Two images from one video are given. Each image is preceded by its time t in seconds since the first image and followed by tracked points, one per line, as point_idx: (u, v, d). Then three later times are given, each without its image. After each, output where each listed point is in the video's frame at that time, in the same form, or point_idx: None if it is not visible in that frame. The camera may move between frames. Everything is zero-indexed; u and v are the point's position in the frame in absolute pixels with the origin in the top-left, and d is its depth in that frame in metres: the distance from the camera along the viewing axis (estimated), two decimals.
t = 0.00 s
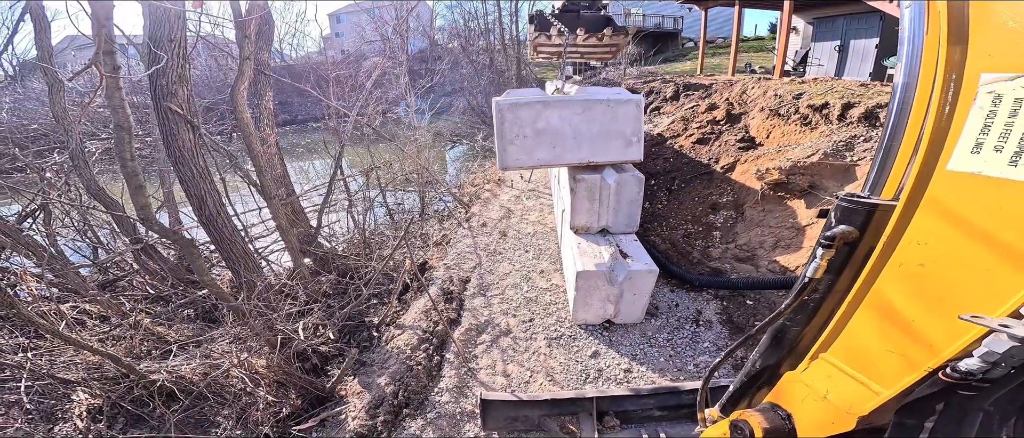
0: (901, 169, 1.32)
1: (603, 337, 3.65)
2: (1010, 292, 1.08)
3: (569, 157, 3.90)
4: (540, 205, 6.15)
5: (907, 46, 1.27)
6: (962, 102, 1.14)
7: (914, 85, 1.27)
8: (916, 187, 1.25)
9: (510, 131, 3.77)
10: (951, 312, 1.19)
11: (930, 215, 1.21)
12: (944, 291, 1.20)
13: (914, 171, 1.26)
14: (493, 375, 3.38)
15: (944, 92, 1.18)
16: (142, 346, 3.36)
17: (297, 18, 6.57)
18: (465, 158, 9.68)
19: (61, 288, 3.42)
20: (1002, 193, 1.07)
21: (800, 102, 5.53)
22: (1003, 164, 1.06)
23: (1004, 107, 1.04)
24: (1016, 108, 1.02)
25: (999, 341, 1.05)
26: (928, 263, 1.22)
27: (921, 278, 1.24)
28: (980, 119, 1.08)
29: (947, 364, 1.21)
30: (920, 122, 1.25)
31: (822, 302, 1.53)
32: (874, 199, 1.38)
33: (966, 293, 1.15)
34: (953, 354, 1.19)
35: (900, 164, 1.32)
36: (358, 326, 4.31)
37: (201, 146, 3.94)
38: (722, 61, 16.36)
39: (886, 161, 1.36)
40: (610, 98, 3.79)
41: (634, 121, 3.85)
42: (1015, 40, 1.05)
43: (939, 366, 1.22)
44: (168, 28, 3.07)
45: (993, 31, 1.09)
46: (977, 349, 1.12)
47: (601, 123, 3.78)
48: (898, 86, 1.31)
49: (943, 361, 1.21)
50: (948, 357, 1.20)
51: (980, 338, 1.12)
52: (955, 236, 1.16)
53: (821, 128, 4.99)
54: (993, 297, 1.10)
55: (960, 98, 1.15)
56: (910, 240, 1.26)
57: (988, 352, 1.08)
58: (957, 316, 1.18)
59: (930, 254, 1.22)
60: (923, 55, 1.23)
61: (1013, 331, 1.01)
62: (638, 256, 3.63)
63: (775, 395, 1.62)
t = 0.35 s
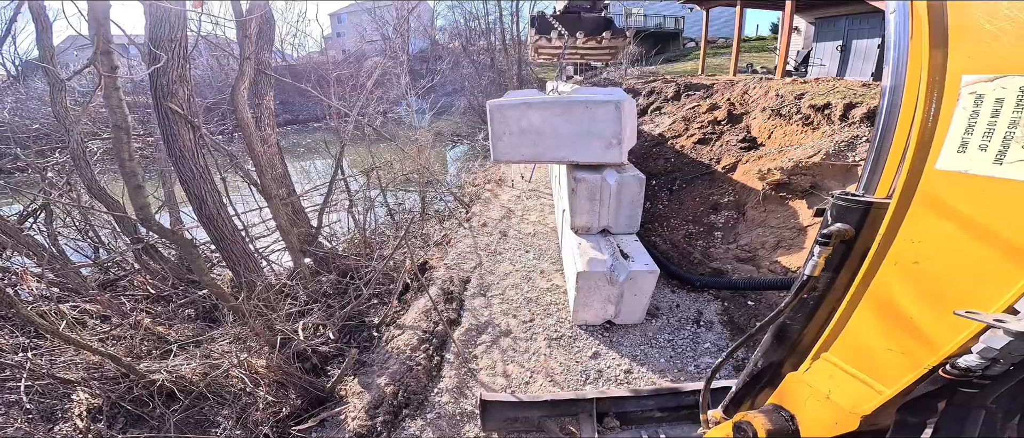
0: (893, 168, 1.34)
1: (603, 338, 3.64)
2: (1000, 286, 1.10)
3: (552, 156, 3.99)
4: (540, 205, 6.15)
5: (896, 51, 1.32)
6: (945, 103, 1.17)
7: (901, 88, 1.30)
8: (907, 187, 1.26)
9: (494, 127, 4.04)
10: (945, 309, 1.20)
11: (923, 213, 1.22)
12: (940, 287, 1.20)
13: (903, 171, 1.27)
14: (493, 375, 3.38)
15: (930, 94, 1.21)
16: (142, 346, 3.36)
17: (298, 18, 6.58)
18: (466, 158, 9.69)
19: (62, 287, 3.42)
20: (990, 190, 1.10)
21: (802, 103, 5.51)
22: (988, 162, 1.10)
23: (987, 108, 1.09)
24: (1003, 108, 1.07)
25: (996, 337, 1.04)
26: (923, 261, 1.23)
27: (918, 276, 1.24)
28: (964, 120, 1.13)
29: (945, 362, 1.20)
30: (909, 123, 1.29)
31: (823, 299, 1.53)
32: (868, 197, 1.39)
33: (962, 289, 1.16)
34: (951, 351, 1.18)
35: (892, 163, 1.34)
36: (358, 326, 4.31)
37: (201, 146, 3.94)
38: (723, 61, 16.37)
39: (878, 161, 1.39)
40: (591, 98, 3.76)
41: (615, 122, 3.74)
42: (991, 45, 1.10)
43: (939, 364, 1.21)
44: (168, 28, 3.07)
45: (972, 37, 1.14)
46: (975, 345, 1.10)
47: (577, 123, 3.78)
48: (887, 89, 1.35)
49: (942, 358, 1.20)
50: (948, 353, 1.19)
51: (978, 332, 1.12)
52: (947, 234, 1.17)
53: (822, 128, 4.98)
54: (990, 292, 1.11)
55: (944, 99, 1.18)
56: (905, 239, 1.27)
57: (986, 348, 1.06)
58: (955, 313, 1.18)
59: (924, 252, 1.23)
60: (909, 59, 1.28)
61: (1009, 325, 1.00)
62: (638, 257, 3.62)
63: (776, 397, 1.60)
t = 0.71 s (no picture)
0: (919, 171, 1.35)
1: (601, 340, 3.62)
2: None
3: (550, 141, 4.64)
4: (539, 205, 6.13)
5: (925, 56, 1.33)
6: (974, 106, 1.18)
7: (931, 92, 1.32)
8: (932, 190, 1.26)
9: (513, 111, 5.10)
10: (965, 314, 1.18)
11: (947, 216, 1.21)
12: (961, 292, 1.18)
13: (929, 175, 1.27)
14: (490, 377, 3.36)
15: (959, 97, 1.23)
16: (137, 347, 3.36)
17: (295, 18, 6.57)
18: (465, 158, 9.68)
19: (56, 289, 3.41)
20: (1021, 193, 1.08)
21: (801, 103, 5.49)
22: (1016, 164, 1.09)
23: (1017, 110, 1.08)
24: None
25: (1016, 343, 1.03)
26: (945, 264, 1.21)
27: (939, 280, 1.22)
28: (993, 123, 1.13)
29: (964, 369, 1.17)
30: (936, 127, 1.30)
31: (839, 303, 1.50)
32: (891, 200, 1.39)
33: (985, 294, 1.14)
34: (969, 359, 1.16)
35: (917, 168, 1.35)
36: (355, 327, 4.30)
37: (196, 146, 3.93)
38: (724, 62, 16.35)
39: (902, 165, 1.40)
40: (592, 98, 4.15)
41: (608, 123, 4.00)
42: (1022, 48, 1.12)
43: (956, 370, 1.19)
44: (161, 28, 3.06)
45: (1002, 38, 1.15)
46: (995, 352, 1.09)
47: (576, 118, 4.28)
48: (914, 93, 1.36)
49: (960, 365, 1.18)
50: (967, 360, 1.17)
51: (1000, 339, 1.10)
52: (974, 236, 1.15)
53: (822, 128, 4.96)
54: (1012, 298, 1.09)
55: (973, 104, 1.20)
56: (927, 242, 1.25)
57: (1007, 354, 1.05)
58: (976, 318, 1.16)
59: (946, 256, 1.21)
60: (939, 63, 1.30)
61: None
62: (636, 258, 3.60)
63: (788, 401, 1.57)
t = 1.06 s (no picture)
0: (915, 170, 1.35)
1: (601, 339, 3.62)
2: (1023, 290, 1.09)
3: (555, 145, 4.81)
4: (539, 205, 6.13)
5: (919, 55, 1.32)
6: (969, 105, 1.17)
7: (926, 91, 1.31)
8: (928, 190, 1.26)
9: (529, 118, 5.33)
10: (964, 313, 1.19)
11: (946, 216, 1.21)
12: (960, 291, 1.19)
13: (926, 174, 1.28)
14: (489, 377, 3.36)
15: (953, 96, 1.22)
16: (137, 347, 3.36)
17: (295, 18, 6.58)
18: (465, 158, 9.69)
19: (56, 289, 3.41)
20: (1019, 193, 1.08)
21: (800, 102, 5.48)
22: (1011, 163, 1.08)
23: (1011, 110, 1.08)
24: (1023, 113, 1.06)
25: (1014, 342, 1.04)
26: (944, 264, 1.21)
27: (939, 279, 1.22)
28: (987, 123, 1.12)
29: (963, 367, 1.18)
30: (932, 127, 1.29)
31: (838, 302, 1.51)
32: (888, 200, 1.39)
33: (984, 293, 1.14)
34: (966, 358, 1.17)
35: (914, 168, 1.35)
36: (355, 327, 4.30)
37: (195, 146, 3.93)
38: (724, 61, 16.36)
39: (898, 165, 1.40)
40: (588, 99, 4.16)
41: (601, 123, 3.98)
42: (1013, 48, 1.09)
43: (956, 370, 1.19)
44: (160, 28, 3.06)
45: (994, 38, 1.13)
46: (993, 351, 1.10)
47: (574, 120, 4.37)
48: (910, 93, 1.36)
49: (959, 364, 1.18)
50: (966, 359, 1.17)
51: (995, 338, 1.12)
52: (973, 235, 1.15)
53: (822, 128, 4.95)
54: (1011, 298, 1.10)
55: (967, 103, 1.19)
56: (926, 241, 1.25)
57: (1005, 353, 1.06)
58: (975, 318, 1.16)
59: (945, 256, 1.21)
60: (933, 63, 1.28)
61: None
62: (636, 258, 3.59)
63: (786, 400, 1.57)
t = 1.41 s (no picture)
0: (922, 171, 1.34)
1: (603, 340, 3.62)
2: None
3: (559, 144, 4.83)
4: (541, 205, 6.12)
5: (929, 55, 1.31)
6: (977, 107, 1.17)
7: (933, 92, 1.31)
8: (934, 191, 1.25)
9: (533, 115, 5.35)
10: (969, 314, 1.17)
11: (951, 216, 1.20)
12: (965, 291, 1.18)
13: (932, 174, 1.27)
14: (490, 377, 3.35)
15: (961, 97, 1.21)
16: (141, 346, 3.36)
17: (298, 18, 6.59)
18: (467, 158, 9.69)
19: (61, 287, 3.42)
20: None
21: (805, 103, 5.47)
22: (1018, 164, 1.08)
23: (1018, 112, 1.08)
24: None
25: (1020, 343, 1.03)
26: (950, 265, 1.20)
27: (944, 280, 1.21)
28: (995, 125, 1.12)
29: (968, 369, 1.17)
30: (939, 128, 1.29)
31: (843, 302, 1.51)
32: (895, 201, 1.38)
33: (987, 292, 1.13)
34: (972, 359, 1.16)
35: (921, 168, 1.34)
36: (357, 326, 4.30)
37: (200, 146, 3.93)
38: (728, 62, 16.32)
39: (906, 164, 1.39)
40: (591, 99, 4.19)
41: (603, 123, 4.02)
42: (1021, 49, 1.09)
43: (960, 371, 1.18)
44: (166, 28, 3.06)
45: (1003, 40, 1.13)
46: (999, 352, 1.11)
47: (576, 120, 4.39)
48: (918, 93, 1.35)
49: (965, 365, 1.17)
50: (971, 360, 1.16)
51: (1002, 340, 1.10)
52: (979, 235, 1.14)
53: (826, 129, 4.94)
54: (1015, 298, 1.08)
55: (974, 104, 1.19)
56: (930, 242, 1.24)
57: (1010, 355, 1.08)
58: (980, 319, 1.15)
59: (950, 256, 1.20)
60: (941, 63, 1.28)
61: None
62: (638, 259, 3.58)
63: (789, 402, 1.56)
